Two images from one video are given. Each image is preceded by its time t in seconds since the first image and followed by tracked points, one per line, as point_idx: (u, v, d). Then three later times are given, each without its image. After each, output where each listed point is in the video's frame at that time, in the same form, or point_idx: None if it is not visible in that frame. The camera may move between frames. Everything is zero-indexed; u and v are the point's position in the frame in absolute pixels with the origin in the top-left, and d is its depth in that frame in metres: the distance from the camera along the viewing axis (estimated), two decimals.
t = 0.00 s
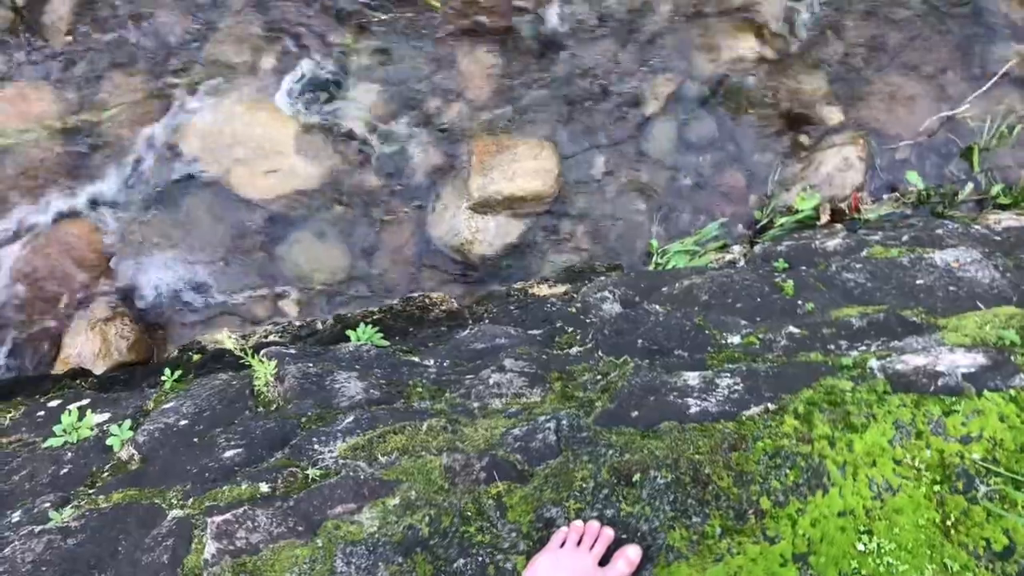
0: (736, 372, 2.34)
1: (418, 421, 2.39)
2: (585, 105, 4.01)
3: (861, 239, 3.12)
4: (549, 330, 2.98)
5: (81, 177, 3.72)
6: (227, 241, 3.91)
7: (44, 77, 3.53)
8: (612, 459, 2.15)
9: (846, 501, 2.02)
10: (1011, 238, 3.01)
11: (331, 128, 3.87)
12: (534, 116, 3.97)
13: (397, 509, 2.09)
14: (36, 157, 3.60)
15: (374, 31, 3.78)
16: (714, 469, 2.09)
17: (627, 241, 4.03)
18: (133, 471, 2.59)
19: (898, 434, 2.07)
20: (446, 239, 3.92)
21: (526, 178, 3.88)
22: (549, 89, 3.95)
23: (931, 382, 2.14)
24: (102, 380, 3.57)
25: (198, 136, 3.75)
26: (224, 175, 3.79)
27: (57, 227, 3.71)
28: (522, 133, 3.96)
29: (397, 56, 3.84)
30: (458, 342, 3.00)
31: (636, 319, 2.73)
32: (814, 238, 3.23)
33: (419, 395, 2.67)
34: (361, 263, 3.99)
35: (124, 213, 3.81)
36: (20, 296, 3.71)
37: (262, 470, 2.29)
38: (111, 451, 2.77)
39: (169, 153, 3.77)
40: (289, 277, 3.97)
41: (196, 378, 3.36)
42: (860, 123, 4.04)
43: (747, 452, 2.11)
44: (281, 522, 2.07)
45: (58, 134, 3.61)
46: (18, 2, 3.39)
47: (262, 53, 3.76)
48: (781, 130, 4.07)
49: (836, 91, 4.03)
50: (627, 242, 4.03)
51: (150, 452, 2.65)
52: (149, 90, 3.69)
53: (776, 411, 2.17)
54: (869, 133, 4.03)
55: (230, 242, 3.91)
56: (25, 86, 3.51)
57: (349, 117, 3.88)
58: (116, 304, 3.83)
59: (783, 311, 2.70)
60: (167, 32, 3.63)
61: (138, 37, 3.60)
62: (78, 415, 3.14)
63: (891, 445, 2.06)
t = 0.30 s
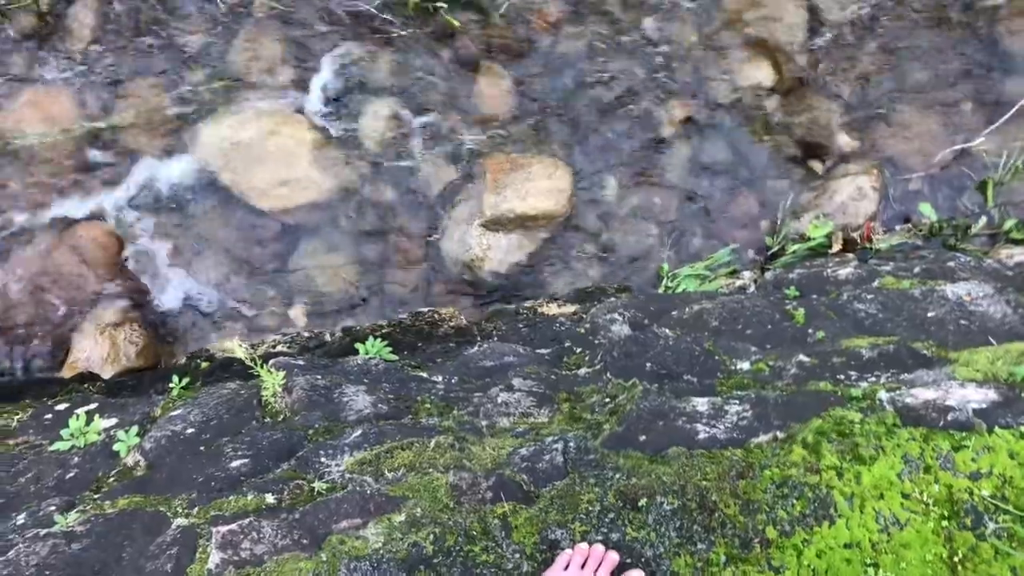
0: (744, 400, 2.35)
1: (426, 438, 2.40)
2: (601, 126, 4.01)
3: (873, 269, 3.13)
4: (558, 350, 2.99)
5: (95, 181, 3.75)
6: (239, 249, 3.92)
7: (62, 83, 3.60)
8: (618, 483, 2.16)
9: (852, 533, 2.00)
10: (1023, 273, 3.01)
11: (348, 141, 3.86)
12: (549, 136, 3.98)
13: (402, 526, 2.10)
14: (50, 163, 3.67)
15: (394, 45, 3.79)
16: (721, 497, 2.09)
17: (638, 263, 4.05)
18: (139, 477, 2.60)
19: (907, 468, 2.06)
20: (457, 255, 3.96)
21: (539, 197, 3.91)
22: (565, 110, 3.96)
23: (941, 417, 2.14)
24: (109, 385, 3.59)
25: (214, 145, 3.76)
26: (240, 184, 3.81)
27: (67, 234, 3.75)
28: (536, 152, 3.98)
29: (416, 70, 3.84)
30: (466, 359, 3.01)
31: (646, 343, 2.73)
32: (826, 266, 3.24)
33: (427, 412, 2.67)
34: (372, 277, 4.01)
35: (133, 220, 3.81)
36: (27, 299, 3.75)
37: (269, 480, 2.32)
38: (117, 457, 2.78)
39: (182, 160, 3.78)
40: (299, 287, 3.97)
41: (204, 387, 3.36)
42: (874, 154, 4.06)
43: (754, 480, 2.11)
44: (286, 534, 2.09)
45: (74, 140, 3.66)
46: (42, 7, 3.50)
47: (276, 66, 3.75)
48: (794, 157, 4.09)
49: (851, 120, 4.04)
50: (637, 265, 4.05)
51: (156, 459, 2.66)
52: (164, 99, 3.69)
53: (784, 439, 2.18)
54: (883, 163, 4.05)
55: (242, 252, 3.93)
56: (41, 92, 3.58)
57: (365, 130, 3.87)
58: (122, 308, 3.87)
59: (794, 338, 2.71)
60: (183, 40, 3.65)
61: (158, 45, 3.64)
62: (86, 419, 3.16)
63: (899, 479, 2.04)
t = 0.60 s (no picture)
0: (753, 428, 2.36)
1: (433, 457, 2.42)
2: (613, 150, 4.04)
3: (885, 300, 3.14)
4: (567, 372, 3.00)
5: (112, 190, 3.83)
6: (252, 261, 3.97)
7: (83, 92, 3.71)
8: (625, 509, 2.17)
9: (859, 566, 1.98)
10: None
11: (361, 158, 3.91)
12: (561, 157, 4.01)
13: (407, 546, 2.08)
14: (69, 171, 3.77)
15: (411, 64, 3.83)
16: (727, 526, 2.07)
17: (648, 287, 4.06)
18: (145, 488, 2.60)
19: (915, 503, 2.04)
20: (467, 272, 3.96)
21: (551, 219, 3.93)
22: (579, 132, 3.99)
23: (950, 452, 2.12)
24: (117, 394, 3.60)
25: (230, 156, 3.84)
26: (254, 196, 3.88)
27: (81, 241, 3.82)
28: (549, 174, 4.01)
29: (432, 89, 3.88)
30: (475, 379, 3.02)
31: (655, 368, 2.74)
32: (837, 296, 3.26)
33: (434, 430, 2.65)
34: (383, 293, 4.03)
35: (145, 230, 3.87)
36: (40, 303, 3.79)
37: (276, 495, 2.38)
38: (124, 467, 2.79)
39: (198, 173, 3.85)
40: (310, 301, 4.00)
41: (212, 398, 3.37)
42: (887, 185, 4.07)
43: (761, 510, 2.10)
44: (291, 551, 2.10)
45: (90, 149, 3.76)
46: (64, 18, 3.65)
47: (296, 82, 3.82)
48: (808, 185, 4.09)
49: (866, 149, 4.04)
50: (647, 288, 4.06)
51: (163, 469, 2.67)
52: (183, 111, 3.78)
53: (793, 470, 2.17)
54: (895, 194, 4.07)
55: (254, 265, 3.97)
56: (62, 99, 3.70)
57: (379, 146, 3.91)
58: (136, 318, 3.88)
59: (803, 367, 2.71)
60: (204, 54, 3.73)
61: (179, 58, 3.73)
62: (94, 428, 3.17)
63: (907, 513, 2.02)
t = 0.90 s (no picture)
0: (763, 457, 2.34)
1: (441, 478, 2.42)
2: (627, 173, 4.05)
3: (896, 330, 3.14)
4: (576, 394, 3.00)
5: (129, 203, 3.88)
6: (263, 276, 3.99)
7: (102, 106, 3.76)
8: (633, 535, 2.14)
9: None
10: None
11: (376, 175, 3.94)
12: (574, 179, 4.04)
13: (414, 566, 2.10)
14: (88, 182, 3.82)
15: (427, 84, 3.88)
16: (735, 555, 2.08)
17: (660, 310, 4.06)
18: (153, 501, 2.60)
19: (926, 536, 2.04)
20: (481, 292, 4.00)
21: (563, 240, 3.94)
22: (593, 154, 4.01)
23: (963, 485, 2.09)
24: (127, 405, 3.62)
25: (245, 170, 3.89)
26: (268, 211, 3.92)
27: (97, 252, 3.86)
28: (562, 196, 4.04)
29: (448, 108, 3.92)
30: (484, 399, 3.02)
31: (664, 394, 2.75)
32: (848, 324, 3.26)
33: (442, 450, 2.65)
34: (395, 310, 4.05)
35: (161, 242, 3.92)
36: (54, 312, 3.82)
37: (281, 512, 2.34)
38: (131, 478, 2.80)
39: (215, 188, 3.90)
40: (321, 316, 4.02)
41: (222, 412, 3.41)
42: (900, 214, 4.07)
43: (769, 540, 2.09)
44: (298, 568, 2.11)
45: (109, 160, 3.80)
46: (86, 30, 3.65)
47: (313, 99, 3.86)
48: (820, 212, 4.11)
49: (878, 177, 4.06)
50: (659, 312, 4.05)
51: (171, 483, 2.67)
52: (201, 126, 3.83)
53: (802, 499, 2.16)
54: (908, 222, 4.06)
55: (267, 280, 3.99)
56: (82, 112, 3.74)
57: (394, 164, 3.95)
58: (149, 329, 3.90)
59: (814, 396, 2.69)
60: (222, 69, 3.78)
61: (198, 72, 3.77)
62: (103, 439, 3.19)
63: (917, 546, 2.04)
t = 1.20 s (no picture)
0: (773, 484, 2.34)
1: (451, 499, 2.43)
2: (639, 196, 4.07)
3: (908, 358, 3.14)
4: (585, 417, 3.03)
5: (146, 217, 3.93)
6: (276, 291, 4.02)
7: (121, 120, 3.83)
8: (642, 561, 2.13)
9: None
10: None
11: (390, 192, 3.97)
12: (587, 201, 4.06)
13: None
14: (105, 196, 3.89)
15: (442, 103, 3.91)
16: None
17: (671, 334, 4.05)
18: (162, 516, 2.59)
19: (937, 568, 2.01)
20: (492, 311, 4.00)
21: (575, 261, 3.96)
22: (606, 176, 4.03)
23: (975, 518, 2.08)
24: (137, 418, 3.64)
25: (261, 187, 3.92)
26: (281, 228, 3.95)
27: (111, 266, 3.89)
28: (575, 217, 4.05)
29: (462, 128, 3.96)
30: (493, 420, 3.02)
31: (675, 419, 2.72)
32: (861, 351, 3.26)
33: (451, 471, 2.65)
34: (405, 328, 4.04)
35: (177, 257, 3.96)
36: (68, 324, 3.84)
37: (289, 530, 2.33)
38: (141, 491, 2.81)
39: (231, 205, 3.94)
40: (332, 332, 4.03)
41: (231, 427, 3.41)
42: (914, 241, 4.06)
43: (781, 569, 2.06)
44: None
45: (124, 172, 3.87)
46: (106, 46, 3.75)
47: (329, 116, 3.90)
48: (832, 237, 4.11)
49: (891, 204, 4.06)
50: (670, 335, 4.05)
51: (179, 498, 2.67)
52: (218, 141, 3.89)
53: (812, 528, 2.15)
54: (921, 250, 4.04)
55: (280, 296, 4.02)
56: (101, 124, 3.82)
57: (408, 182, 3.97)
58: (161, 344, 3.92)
59: (825, 423, 2.68)
60: (241, 87, 3.85)
61: (217, 90, 3.85)
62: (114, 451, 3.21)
63: None
